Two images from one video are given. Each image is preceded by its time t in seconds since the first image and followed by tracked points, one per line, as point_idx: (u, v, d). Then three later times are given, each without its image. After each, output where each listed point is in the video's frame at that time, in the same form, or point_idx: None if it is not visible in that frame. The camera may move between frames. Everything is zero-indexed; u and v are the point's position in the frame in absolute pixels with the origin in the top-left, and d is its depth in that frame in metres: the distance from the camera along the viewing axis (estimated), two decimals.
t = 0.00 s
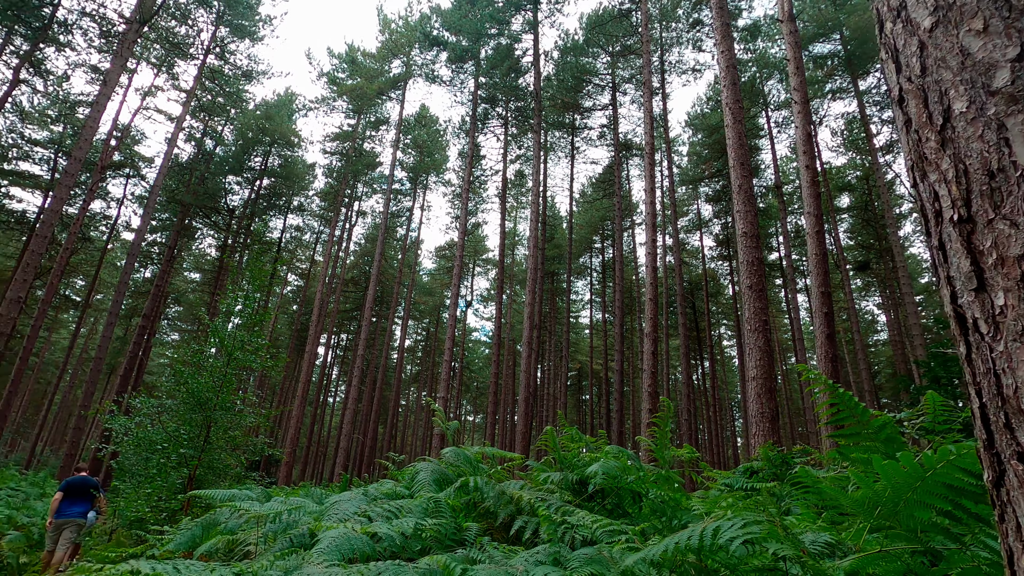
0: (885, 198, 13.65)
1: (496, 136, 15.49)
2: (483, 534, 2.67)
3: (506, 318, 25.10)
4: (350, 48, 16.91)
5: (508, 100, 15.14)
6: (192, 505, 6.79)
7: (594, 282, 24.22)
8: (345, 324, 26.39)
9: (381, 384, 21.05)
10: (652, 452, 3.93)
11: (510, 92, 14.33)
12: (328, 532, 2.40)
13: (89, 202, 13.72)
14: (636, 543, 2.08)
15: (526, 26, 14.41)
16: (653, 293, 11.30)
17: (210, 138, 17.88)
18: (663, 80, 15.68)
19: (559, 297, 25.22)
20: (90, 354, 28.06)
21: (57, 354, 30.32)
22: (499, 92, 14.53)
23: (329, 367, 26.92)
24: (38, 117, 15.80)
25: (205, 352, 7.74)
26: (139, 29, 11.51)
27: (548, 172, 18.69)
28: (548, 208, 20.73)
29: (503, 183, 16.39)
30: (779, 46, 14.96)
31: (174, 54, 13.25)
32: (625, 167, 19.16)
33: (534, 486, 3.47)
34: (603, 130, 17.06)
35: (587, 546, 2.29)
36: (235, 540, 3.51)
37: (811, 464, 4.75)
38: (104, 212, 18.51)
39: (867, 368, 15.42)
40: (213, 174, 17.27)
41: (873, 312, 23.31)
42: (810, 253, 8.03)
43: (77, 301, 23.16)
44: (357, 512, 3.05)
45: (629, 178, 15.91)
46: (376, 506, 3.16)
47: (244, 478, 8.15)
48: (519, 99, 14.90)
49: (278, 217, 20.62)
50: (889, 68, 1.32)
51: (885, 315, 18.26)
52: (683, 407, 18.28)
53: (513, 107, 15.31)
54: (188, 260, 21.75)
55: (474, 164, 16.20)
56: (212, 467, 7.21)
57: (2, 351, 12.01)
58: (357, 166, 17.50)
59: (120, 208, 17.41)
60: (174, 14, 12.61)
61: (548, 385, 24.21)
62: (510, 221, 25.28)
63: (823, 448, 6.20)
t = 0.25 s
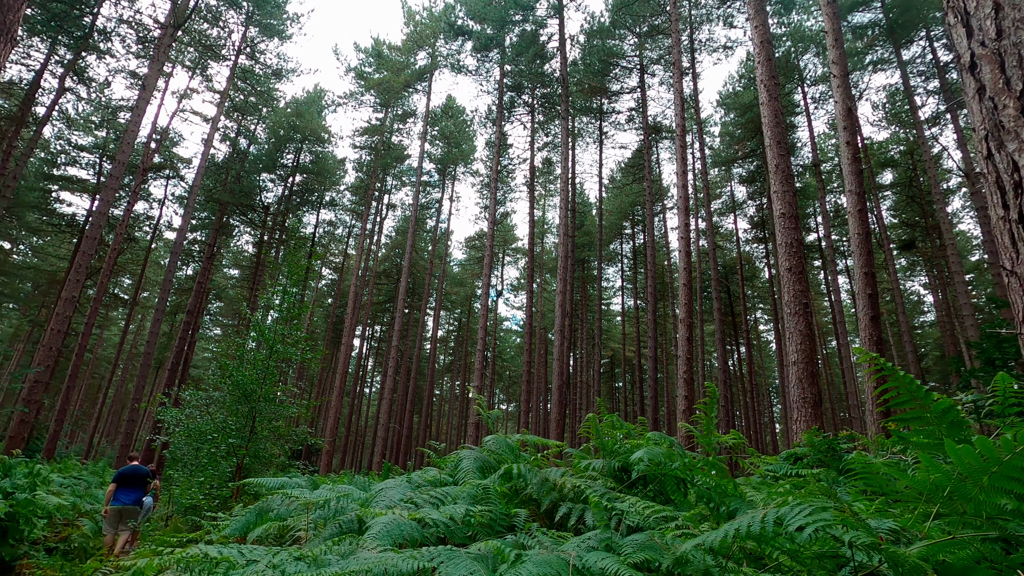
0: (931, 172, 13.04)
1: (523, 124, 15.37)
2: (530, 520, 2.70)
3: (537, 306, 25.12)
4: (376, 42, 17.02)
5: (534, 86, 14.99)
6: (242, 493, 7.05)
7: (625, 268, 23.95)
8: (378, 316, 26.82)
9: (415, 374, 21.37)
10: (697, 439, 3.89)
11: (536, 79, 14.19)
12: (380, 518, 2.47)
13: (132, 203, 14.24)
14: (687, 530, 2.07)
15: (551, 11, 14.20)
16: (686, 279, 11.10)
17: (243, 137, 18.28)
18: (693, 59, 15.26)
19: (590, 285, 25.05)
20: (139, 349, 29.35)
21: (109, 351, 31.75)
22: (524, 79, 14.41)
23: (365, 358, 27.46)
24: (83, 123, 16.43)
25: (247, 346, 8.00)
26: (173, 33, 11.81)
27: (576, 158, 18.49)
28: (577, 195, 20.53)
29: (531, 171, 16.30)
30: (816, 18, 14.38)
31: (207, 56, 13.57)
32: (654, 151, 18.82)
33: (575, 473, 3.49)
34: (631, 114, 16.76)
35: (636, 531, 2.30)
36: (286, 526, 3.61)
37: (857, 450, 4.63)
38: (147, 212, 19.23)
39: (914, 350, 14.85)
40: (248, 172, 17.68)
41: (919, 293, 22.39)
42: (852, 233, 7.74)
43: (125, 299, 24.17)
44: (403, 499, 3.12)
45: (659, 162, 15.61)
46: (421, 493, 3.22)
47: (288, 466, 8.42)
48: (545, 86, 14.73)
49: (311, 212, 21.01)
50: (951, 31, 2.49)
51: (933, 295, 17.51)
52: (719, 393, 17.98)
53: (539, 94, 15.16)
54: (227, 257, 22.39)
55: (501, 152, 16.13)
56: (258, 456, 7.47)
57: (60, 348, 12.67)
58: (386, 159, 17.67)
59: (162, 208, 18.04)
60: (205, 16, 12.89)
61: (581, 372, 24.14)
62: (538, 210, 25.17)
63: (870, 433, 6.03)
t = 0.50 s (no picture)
0: (976, 149, 12.46)
1: (546, 114, 15.26)
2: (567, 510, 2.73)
3: (564, 297, 25.05)
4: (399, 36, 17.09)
5: (557, 75, 14.86)
6: (282, 484, 7.25)
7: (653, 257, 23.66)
8: (407, 309, 27.14)
9: (444, 366, 21.60)
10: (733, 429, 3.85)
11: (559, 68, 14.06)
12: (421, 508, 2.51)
13: (168, 204, 14.68)
14: (728, 519, 2.06)
15: None
16: (717, 267, 10.90)
17: (272, 136, 18.62)
18: (721, 41, 14.89)
19: (617, 274, 24.83)
20: (179, 345, 30.42)
21: (150, 347, 32.92)
22: (547, 68, 14.29)
23: (395, 351, 27.86)
24: (120, 128, 16.98)
25: (282, 341, 8.21)
26: (202, 37, 12.08)
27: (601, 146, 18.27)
28: (603, 184, 20.34)
29: (556, 161, 16.21)
30: None
31: (235, 57, 13.85)
32: (681, 136, 18.48)
33: (611, 463, 3.49)
34: (657, 100, 16.47)
35: (676, 521, 2.29)
36: (327, 515, 3.70)
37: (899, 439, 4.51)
38: (183, 212, 19.82)
39: (958, 335, 14.30)
40: (277, 170, 18.02)
41: (963, 275, 21.55)
42: (891, 215, 7.47)
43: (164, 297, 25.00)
44: (441, 489, 3.17)
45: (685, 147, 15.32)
46: (459, 483, 3.27)
47: (324, 458, 8.63)
48: (569, 74, 14.58)
49: (339, 209, 21.33)
50: (1006, 26, 3.30)
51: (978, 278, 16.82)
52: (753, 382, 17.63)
53: (563, 83, 15.01)
54: (260, 255, 22.92)
55: (525, 143, 16.06)
56: (295, 447, 7.66)
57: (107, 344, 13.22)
58: (411, 153, 17.79)
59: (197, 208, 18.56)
60: (232, 18, 13.13)
61: (609, 363, 24.02)
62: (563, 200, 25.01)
63: (912, 421, 5.86)
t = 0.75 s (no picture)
0: None
1: (573, 103, 15.09)
2: (609, 498, 2.74)
3: (595, 287, 24.89)
4: (424, 31, 17.15)
5: (584, 62, 14.69)
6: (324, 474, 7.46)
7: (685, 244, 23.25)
8: (438, 302, 27.41)
9: (476, 358, 21.77)
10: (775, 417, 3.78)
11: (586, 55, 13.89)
12: (465, 496, 2.56)
13: (207, 205, 15.14)
14: (777, 508, 2.04)
15: None
16: (752, 253, 10.66)
17: (303, 135, 18.96)
18: (753, 19, 14.45)
19: (648, 263, 24.52)
20: (221, 341, 31.50)
21: (195, 344, 34.18)
22: (573, 56, 14.13)
23: (427, 344, 28.24)
24: (160, 133, 17.57)
25: (320, 335, 8.41)
26: (234, 40, 12.36)
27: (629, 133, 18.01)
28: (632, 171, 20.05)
29: (584, 149, 16.07)
30: None
31: (267, 59, 14.14)
32: (712, 120, 18.05)
33: (650, 452, 3.48)
34: (687, 83, 16.11)
35: (722, 510, 2.28)
36: (371, 504, 3.79)
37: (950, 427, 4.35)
38: (221, 213, 20.43)
39: (1012, 318, 13.63)
40: (309, 169, 18.38)
41: (1016, 255, 20.50)
42: (938, 194, 7.15)
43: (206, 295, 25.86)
44: (481, 478, 3.21)
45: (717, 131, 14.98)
46: (499, 473, 3.31)
47: (363, 449, 8.83)
48: (595, 61, 14.39)
49: (370, 204, 21.62)
50: None
51: None
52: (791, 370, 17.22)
53: (589, 70, 14.83)
54: (295, 252, 23.49)
55: (552, 133, 15.96)
56: (336, 439, 7.87)
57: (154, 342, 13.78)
58: (439, 147, 17.89)
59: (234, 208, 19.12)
60: (262, 20, 13.39)
61: (642, 352, 23.78)
62: (592, 189, 24.78)
63: (964, 408, 5.64)
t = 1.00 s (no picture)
0: None
1: (597, 93, 14.89)
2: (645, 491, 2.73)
3: (621, 279, 24.68)
4: (446, 26, 17.16)
5: (607, 52, 14.49)
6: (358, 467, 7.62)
7: (713, 234, 22.83)
8: (465, 297, 27.54)
9: (503, 352, 21.86)
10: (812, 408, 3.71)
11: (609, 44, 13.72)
12: (500, 489, 2.58)
13: (239, 205, 15.49)
14: (821, 501, 2.01)
15: None
16: (783, 241, 10.42)
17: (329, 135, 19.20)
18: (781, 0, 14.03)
19: (676, 253, 24.16)
20: (255, 338, 32.34)
21: (229, 342, 35.09)
22: (596, 46, 13.96)
23: (455, 338, 28.46)
24: (192, 136, 18.02)
25: (351, 331, 8.54)
26: (260, 42, 12.55)
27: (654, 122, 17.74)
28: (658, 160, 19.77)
29: (609, 140, 15.90)
30: None
31: (292, 60, 14.36)
32: (740, 106, 17.63)
33: (684, 444, 3.46)
34: (713, 69, 15.77)
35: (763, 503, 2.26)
36: (406, 497, 3.85)
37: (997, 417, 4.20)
38: (252, 213, 20.91)
39: None
40: (336, 167, 18.65)
41: None
42: (982, 175, 6.85)
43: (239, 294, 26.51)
44: (515, 471, 3.24)
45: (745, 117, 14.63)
46: (533, 466, 3.33)
47: (395, 443, 8.97)
48: (619, 50, 14.20)
49: (396, 201, 21.81)
50: None
51: None
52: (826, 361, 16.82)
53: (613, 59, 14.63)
54: (323, 249, 23.91)
55: (576, 125, 15.82)
56: (368, 433, 8.01)
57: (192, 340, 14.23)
58: (463, 142, 17.94)
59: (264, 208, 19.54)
60: (287, 22, 13.57)
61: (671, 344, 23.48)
62: (617, 179, 24.51)
63: (1011, 398, 5.42)
